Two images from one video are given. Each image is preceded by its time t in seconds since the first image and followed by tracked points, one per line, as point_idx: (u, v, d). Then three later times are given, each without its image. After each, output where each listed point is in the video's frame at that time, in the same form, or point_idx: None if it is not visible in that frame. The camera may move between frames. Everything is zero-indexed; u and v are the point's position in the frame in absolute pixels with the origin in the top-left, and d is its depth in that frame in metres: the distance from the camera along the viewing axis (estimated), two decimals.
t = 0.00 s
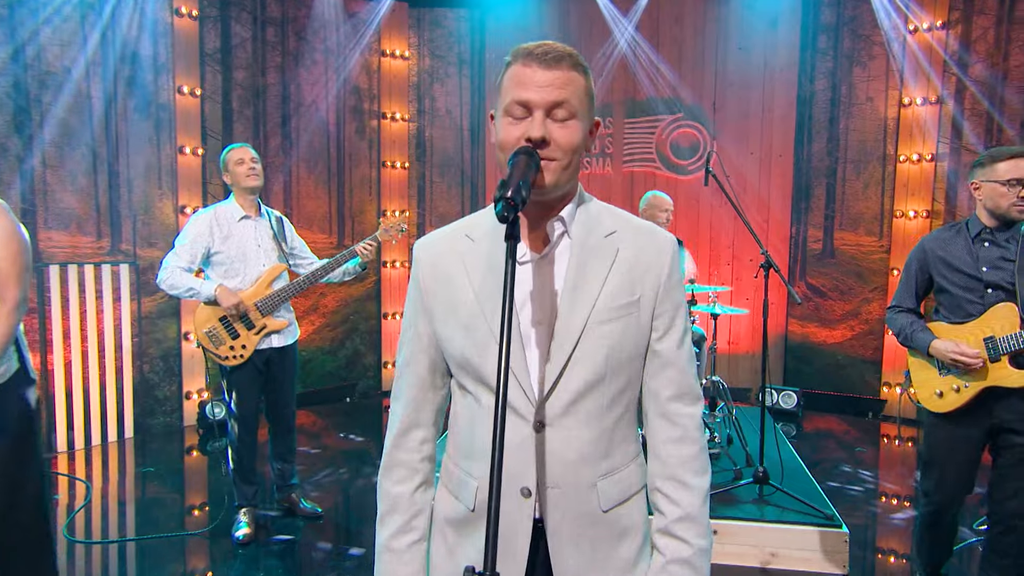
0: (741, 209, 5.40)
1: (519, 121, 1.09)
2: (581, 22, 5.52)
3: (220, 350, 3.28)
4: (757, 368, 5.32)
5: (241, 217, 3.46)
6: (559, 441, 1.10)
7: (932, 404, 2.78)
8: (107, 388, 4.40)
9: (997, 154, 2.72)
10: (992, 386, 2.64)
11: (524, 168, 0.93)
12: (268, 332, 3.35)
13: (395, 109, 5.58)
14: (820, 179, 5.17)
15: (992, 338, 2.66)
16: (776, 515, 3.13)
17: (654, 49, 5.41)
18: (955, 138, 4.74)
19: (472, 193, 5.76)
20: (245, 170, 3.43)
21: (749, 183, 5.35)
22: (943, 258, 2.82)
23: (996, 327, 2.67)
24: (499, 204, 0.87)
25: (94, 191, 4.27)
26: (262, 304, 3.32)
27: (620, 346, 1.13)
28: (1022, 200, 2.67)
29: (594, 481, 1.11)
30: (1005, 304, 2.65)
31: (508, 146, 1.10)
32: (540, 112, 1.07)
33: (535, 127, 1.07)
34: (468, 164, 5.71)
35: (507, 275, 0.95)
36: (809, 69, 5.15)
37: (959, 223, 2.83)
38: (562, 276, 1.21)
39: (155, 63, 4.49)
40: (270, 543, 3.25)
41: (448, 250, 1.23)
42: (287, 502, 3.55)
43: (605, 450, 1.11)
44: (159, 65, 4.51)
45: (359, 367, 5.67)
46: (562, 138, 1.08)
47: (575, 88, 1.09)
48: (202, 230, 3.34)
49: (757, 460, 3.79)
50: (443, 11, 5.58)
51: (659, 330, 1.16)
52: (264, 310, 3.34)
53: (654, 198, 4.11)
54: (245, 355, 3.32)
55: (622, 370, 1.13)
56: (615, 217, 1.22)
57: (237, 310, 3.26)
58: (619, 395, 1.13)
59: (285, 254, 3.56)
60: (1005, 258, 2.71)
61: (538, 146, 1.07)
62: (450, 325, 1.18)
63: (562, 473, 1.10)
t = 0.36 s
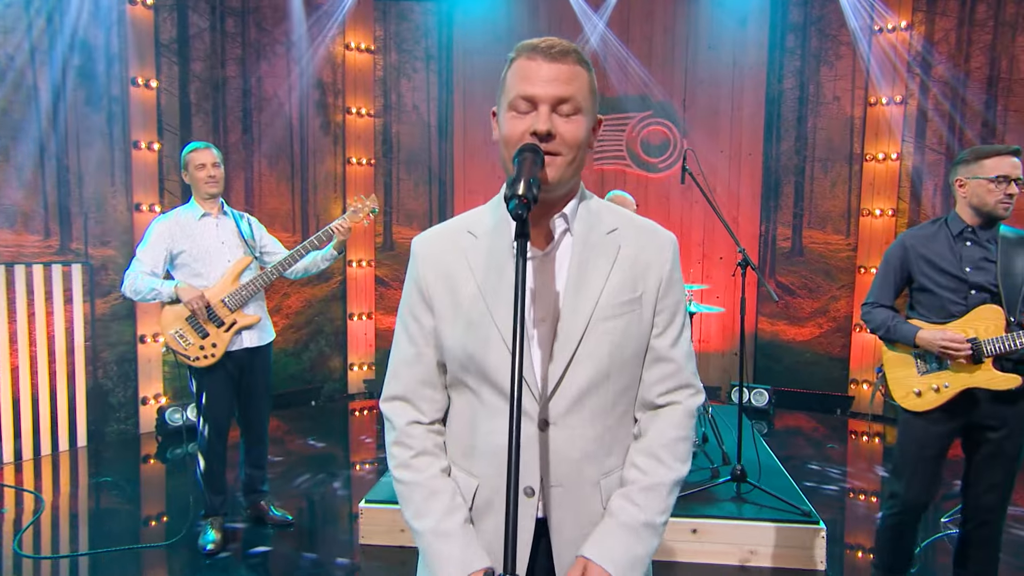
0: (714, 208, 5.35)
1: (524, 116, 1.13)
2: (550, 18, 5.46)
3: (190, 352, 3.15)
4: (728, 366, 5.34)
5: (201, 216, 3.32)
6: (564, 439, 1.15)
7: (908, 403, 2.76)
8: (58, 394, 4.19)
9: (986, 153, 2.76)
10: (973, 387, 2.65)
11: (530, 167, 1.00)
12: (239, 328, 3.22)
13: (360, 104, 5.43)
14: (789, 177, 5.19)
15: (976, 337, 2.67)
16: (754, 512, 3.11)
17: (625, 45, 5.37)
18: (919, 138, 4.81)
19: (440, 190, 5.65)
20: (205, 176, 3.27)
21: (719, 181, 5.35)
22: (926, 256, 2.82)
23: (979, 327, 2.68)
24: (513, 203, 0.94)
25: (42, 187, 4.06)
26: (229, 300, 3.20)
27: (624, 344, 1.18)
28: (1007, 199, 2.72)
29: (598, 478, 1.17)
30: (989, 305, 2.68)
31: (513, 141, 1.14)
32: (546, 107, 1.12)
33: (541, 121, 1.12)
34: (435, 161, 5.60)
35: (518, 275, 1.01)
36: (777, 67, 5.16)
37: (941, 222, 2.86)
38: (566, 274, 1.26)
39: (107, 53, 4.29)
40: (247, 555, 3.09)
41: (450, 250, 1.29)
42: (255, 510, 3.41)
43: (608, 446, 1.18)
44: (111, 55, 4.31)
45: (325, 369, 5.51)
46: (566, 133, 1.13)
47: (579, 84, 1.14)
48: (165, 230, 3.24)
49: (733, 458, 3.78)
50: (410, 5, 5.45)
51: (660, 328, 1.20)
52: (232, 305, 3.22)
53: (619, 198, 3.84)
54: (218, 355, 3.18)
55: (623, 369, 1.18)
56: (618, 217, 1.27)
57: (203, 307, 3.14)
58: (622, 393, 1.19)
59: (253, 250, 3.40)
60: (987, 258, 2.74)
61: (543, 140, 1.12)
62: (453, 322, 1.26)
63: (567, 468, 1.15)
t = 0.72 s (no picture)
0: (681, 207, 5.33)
1: (544, 115, 1.20)
2: (519, 14, 5.39)
3: (147, 355, 3.05)
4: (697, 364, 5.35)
5: (162, 219, 3.23)
6: (569, 436, 1.15)
7: (866, 403, 2.74)
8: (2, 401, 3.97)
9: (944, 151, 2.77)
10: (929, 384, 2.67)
11: (538, 166, 1.03)
12: (200, 331, 3.11)
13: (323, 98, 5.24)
14: (756, 176, 5.22)
15: (930, 336, 2.69)
16: (729, 510, 3.09)
17: (594, 42, 5.34)
18: (881, 137, 4.86)
19: (405, 188, 5.53)
20: (180, 177, 3.20)
21: (687, 180, 5.35)
22: (881, 252, 2.82)
23: (931, 325, 2.70)
24: (521, 203, 0.98)
25: None
26: (188, 302, 3.10)
27: (625, 338, 1.20)
28: (959, 199, 2.77)
29: (602, 475, 1.17)
30: (942, 303, 2.70)
31: (531, 137, 1.20)
32: (566, 110, 1.20)
33: (563, 123, 1.19)
34: (400, 158, 5.49)
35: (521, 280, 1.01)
36: (745, 66, 5.17)
37: (893, 219, 2.86)
38: (566, 272, 1.28)
39: (53, 43, 4.09)
40: (225, 571, 2.93)
41: (442, 246, 1.27)
42: (220, 519, 3.26)
43: (610, 442, 1.18)
44: (57, 45, 4.11)
45: (287, 373, 5.34)
46: (580, 137, 1.21)
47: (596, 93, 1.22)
48: (127, 235, 3.18)
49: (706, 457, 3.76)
50: None
51: (656, 326, 1.24)
52: (192, 307, 3.12)
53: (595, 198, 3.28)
54: (177, 358, 3.09)
55: (625, 364, 1.20)
56: (613, 219, 1.30)
57: (163, 312, 3.02)
58: (623, 388, 1.20)
59: (217, 252, 3.30)
60: (938, 256, 2.77)
61: (563, 141, 1.19)
62: (450, 318, 1.23)
63: (573, 465, 1.15)
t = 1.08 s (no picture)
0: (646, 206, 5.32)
1: (542, 106, 1.18)
2: (484, 10, 5.31)
3: (103, 356, 2.95)
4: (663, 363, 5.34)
5: (127, 214, 3.12)
6: (565, 433, 1.12)
7: (818, 401, 2.73)
8: None
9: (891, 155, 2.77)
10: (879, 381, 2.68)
11: (537, 166, 1.03)
12: (160, 332, 3.00)
13: (280, 92, 5.08)
14: (721, 175, 5.24)
15: (881, 335, 2.70)
16: (703, 509, 3.05)
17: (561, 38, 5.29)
18: (841, 137, 4.91)
19: (367, 185, 5.39)
20: (147, 169, 3.11)
21: (654, 179, 5.33)
22: (833, 252, 2.80)
23: (880, 325, 2.72)
24: (528, 203, 0.97)
25: None
26: (150, 303, 2.98)
27: (620, 337, 1.18)
28: (904, 201, 2.80)
29: (596, 472, 1.14)
30: (892, 303, 2.72)
31: (528, 127, 1.18)
32: (563, 100, 1.17)
33: (560, 114, 1.17)
34: (361, 156, 5.36)
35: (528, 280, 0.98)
36: (710, 65, 5.18)
37: (841, 219, 2.86)
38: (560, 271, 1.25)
39: None
40: None
41: (437, 241, 1.24)
42: (182, 528, 3.12)
43: (605, 441, 1.15)
44: None
45: (244, 377, 5.16)
46: (577, 129, 1.18)
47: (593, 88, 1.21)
48: (89, 230, 3.08)
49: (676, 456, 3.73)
50: None
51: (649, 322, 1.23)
52: (154, 308, 2.99)
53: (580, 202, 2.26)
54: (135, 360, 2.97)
55: (621, 361, 1.18)
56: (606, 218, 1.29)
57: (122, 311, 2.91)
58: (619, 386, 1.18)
59: (182, 250, 3.16)
60: (884, 257, 2.79)
61: (559, 131, 1.17)
62: (444, 314, 1.19)
63: (571, 460, 1.12)
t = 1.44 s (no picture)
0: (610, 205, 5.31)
1: (527, 109, 1.12)
2: (447, 5, 5.24)
3: (58, 357, 2.79)
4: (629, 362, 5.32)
5: (89, 211, 2.97)
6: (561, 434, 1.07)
7: (777, 398, 2.72)
8: None
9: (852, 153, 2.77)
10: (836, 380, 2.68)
11: (534, 165, 1.00)
12: (119, 335, 2.86)
13: (234, 86, 4.90)
14: (684, 173, 5.25)
15: (839, 335, 2.72)
16: (674, 507, 3.01)
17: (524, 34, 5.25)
18: (801, 138, 4.96)
19: (327, 183, 5.26)
20: (108, 161, 2.94)
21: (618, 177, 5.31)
22: (797, 252, 2.77)
23: (839, 325, 2.74)
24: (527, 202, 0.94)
25: None
26: (108, 305, 2.84)
27: (614, 337, 1.14)
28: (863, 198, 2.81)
29: (591, 472, 1.10)
30: (851, 304, 2.74)
31: (514, 130, 1.12)
32: (548, 101, 1.12)
33: (544, 114, 1.11)
34: (321, 152, 5.22)
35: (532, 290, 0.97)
36: (673, 63, 5.19)
37: (802, 218, 2.83)
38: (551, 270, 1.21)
39: None
40: None
41: (431, 240, 1.16)
42: (140, 538, 2.98)
43: (600, 441, 1.12)
44: None
45: (198, 382, 4.97)
46: (563, 130, 1.13)
47: (581, 88, 1.15)
48: (49, 227, 2.93)
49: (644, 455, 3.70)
50: None
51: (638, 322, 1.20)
52: (113, 311, 2.86)
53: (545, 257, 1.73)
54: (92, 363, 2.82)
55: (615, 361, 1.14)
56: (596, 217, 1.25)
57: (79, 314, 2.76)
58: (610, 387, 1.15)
59: (145, 250, 3.01)
60: (843, 257, 2.79)
61: (545, 132, 1.11)
62: (437, 312, 1.13)
63: (568, 461, 1.07)
